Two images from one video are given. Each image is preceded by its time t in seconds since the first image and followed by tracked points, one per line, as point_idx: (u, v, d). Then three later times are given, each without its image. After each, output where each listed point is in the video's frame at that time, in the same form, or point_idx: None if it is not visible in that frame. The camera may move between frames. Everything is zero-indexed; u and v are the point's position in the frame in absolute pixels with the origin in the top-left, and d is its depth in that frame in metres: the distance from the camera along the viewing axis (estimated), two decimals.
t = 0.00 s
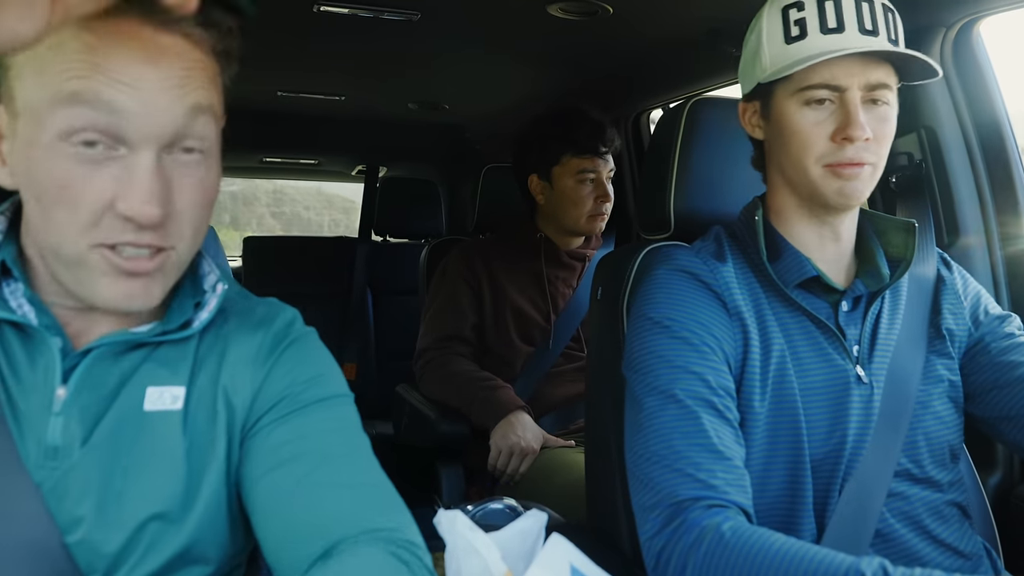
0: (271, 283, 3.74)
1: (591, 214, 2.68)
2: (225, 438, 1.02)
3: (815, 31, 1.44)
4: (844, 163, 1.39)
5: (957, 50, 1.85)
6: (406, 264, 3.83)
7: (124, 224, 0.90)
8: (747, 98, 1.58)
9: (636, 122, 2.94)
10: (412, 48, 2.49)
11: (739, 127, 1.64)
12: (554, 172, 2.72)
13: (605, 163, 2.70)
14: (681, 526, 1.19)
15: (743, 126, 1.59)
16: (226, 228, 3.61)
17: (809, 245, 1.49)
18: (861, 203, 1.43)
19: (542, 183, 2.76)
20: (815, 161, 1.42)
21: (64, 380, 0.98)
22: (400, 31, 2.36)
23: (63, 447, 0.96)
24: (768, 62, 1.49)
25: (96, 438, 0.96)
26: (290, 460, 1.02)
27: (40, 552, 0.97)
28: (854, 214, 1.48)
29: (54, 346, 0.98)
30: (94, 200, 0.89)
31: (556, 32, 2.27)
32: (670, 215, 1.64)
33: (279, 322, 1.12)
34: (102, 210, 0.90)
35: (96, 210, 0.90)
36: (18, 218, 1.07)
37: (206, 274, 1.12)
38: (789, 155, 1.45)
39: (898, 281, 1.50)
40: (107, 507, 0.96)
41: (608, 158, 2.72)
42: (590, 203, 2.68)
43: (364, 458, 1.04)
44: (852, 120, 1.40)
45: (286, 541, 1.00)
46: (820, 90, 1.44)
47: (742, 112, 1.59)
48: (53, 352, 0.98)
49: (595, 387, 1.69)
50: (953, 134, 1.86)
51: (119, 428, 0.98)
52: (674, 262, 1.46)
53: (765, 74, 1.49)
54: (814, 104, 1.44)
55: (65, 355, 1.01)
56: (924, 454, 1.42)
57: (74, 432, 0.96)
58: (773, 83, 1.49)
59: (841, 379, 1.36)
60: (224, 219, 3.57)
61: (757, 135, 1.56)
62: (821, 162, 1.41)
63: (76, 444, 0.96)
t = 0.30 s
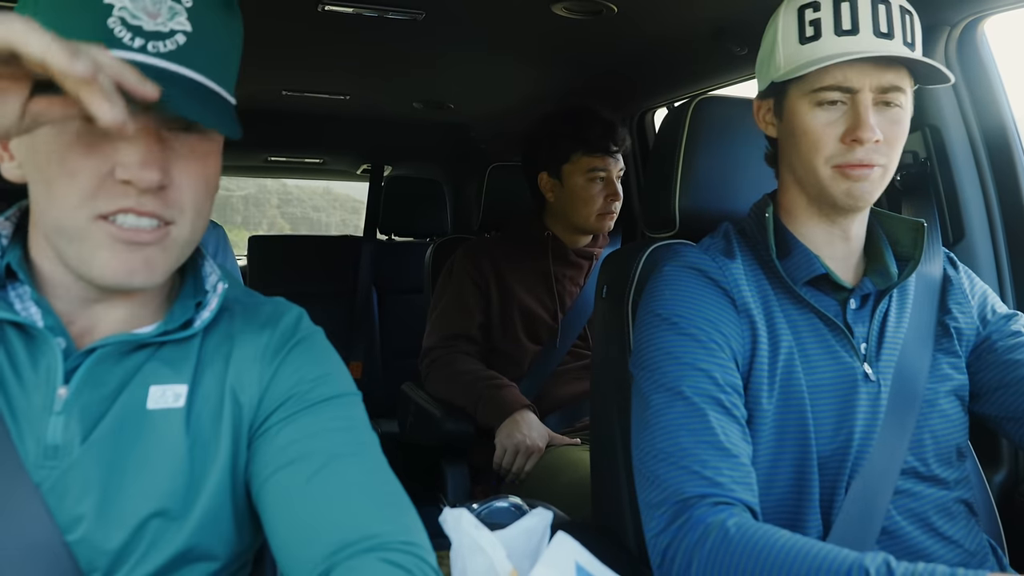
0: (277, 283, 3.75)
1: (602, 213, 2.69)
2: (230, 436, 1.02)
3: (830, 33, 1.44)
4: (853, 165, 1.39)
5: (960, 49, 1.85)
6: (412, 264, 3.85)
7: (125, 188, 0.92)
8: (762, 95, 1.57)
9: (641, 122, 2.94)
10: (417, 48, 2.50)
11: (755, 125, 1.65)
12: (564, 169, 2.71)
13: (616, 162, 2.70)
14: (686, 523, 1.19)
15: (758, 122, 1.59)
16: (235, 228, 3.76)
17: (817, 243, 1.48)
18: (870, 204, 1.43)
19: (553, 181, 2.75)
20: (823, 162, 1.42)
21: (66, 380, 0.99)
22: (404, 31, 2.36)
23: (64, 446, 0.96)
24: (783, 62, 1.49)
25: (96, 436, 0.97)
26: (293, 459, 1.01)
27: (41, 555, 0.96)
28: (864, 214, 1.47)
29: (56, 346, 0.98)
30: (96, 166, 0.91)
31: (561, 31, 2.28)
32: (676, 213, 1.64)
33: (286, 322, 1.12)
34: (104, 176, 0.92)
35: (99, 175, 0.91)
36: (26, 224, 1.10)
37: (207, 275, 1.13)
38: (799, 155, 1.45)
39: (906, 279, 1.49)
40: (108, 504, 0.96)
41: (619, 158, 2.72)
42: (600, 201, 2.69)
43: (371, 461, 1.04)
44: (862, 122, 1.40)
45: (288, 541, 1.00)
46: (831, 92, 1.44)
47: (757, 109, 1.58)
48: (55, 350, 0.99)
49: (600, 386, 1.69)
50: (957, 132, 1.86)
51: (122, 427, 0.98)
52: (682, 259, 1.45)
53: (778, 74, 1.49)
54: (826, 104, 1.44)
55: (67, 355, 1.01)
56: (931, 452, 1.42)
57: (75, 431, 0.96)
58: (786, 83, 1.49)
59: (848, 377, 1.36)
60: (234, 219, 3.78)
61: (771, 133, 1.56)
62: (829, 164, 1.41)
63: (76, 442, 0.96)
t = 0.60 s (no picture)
0: (282, 282, 3.75)
1: (602, 213, 2.68)
2: (236, 437, 1.02)
3: (826, 36, 1.43)
4: (853, 168, 1.39)
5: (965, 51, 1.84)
6: (416, 264, 3.85)
7: (129, 206, 0.93)
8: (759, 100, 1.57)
9: (645, 122, 2.93)
10: (421, 48, 2.49)
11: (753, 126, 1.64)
12: (562, 171, 2.72)
13: (613, 161, 2.70)
14: (688, 526, 1.19)
15: (755, 127, 1.59)
16: (245, 228, 3.80)
17: (820, 246, 1.49)
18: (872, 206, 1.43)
19: (552, 184, 2.75)
20: (822, 165, 1.42)
21: (72, 380, 0.99)
22: (408, 30, 2.36)
23: (70, 445, 0.97)
24: (779, 66, 1.48)
25: (101, 436, 0.98)
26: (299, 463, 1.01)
27: (43, 553, 0.97)
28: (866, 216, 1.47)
29: (65, 345, 0.99)
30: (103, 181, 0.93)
31: (565, 32, 2.28)
32: (680, 215, 1.64)
33: (291, 326, 1.13)
34: (110, 191, 0.93)
35: (105, 192, 0.93)
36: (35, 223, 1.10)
37: (215, 278, 1.14)
38: (799, 160, 1.45)
39: (909, 283, 1.49)
40: (112, 504, 0.97)
41: (615, 156, 2.72)
42: (599, 201, 2.68)
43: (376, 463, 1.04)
44: (860, 125, 1.40)
45: (292, 546, 1.00)
46: (828, 95, 1.44)
47: (754, 114, 1.58)
48: (62, 351, 0.99)
49: (603, 387, 1.70)
50: (962, 134, 1.85)
51: (127, 428, 0.99)
52: (684, 261, 1.46)
53: (774, 79, 1.49)
54: (823, 108, 1.44)
55: (75, 355, 1.02)
56: (933, 454, 1.42)
57: (81, 431, 0.97)
58: (783, 87, 1.49)
59: (851, 380, 1.36)
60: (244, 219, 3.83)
61: (768, 136, 1.56)
62: (828, 167, 1.41)
63: (82, 442, 0.97)
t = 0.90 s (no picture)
0: (285, 280, 3.76)
1: (605, 211, 2.68)
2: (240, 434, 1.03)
3: (841, 30, 1.44)
4: (874, 160, 1.39)
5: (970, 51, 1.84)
6: (419, 262, 3.85)
7: (132, 201, 0.93)
8: (764, 100, 1.57)
9: (648, 121, 2.93)
10: (425, 46, 2.50)
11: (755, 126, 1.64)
12: (565, 168, 2.72)
13: (617, 160, 2.70)
14: (689, 525, 1.19)
15: (760, 128, 1.59)
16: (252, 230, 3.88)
17: (825, 245, 1.49)
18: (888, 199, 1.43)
19: (555, 181, 2.76)
20: (846, 159, 1.40)
21: (77, 377, 1.00)
22: (411, 29, 2.36)
23: (73, 443, 0.97)
24: (792, 62, 1.47)
25: (104, 434, 0.98)
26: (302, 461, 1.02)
27: (43, 551, 0.96)
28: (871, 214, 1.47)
29: (71, 342, 1.00)
30: (106, 178, 0.93)
31: (568, 31, 2.28)
32: (683, 214, 1.64)
33: (295, 324, 1.13)
34: (112, 188, 0.93)
35: (107, 187, 0.93)
36: (40, 219, 1.10)
37: (222, 276, 1.14)
38: (818, 154, 1.44)
39: (912, 282, 1.49)
40: (113, 502, 0.97)
41: (619, 156, 2.72)
42: (603, 199, 2.68)
43: (379, 461, 1.04)
44: (881, 116, 1.40)
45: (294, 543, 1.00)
46: (846, 87, 1.44)
47: (759, 113, 1.58)
48: (68, 349, 1.00)
49: (605, 386, 1.70)
50: (965, 134, 1.85)
51: (130, 426, 0.99)
52: (687, 261, 1.46)
53: (787, 74, 1.47)
54: (843, 100, 1.44)
55: (80, 353, 1.03)
56: (935, 455, 1.42)
57: (84, 429, 0.97)
58: (798, 83, 1.47)
59: (853, 380, 1.36)
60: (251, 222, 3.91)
61: (777, 136, 1.55)
62: (851, 160, 1.40)
63: (85, 439, 0.97)
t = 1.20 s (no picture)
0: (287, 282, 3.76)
1: (606, 216, 2.67)
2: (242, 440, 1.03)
3: (846, 29, 1.45)
4: (881, 158, 1.39)
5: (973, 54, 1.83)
6: (421, 265, 3.85)
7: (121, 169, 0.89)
8: (765, 103, 1.56)
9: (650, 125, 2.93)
10: (426, 49, 2.50)
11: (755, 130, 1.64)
12: (566, 174, 2.72)
13: (618, 165, 2.69)
14: (691, 528, 1.19)
15: (761, 131, 1.58)
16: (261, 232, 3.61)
17: (824, 249, 1.49)
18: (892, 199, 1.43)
19: (556, 186, 2.76)
20: (853, 156, 1.40)
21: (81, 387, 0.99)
22: (413, 31, 2.36)
23: (75, 452, 0.97)
24: (797, 62, 1.47)
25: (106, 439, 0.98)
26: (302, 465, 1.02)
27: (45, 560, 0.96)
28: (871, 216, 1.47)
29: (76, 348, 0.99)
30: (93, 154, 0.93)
31: (570, 33, 2.27)
32: (685, 218, 1.64)
33: (294, 328, 1.14)
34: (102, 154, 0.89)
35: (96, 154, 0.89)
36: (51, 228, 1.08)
37: (223, 276, 1.15)
38: (823, 154, 1.43)
39: (912, 285, 1.49)
40: (115, 508, 0.97)
41: (620, 160, 2.72)
42: (604, 203, 2.68)
43: (378, 465, 1.04)
44: (890, 114, 1.40)
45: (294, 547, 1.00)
46: (853, 85, 1.44)
47: (760, 117, 1.57)
48: (72, 356, 0.98)
49: (608, 388, 1.70)
50: (967, 137, 1.85)
51: (133, 431, 0.99)
52: (686, 266, 1.46)
53: (793, 73, 1.47)
54: (850, 98, 1.44)
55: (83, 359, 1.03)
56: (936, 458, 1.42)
57: (87, 437, 0.97)
58: (803, 82, 1.47)
59: (853, 384, 1.35)
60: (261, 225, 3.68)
61: (779, 139, 1.54)
62: (858, 157, 1.40)
63: (88, 447, 0.97)
